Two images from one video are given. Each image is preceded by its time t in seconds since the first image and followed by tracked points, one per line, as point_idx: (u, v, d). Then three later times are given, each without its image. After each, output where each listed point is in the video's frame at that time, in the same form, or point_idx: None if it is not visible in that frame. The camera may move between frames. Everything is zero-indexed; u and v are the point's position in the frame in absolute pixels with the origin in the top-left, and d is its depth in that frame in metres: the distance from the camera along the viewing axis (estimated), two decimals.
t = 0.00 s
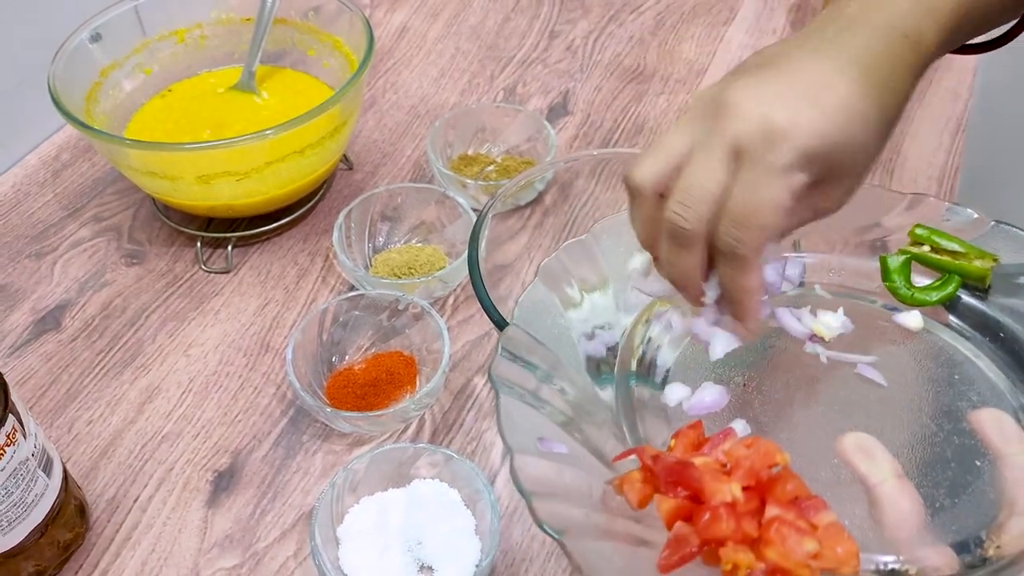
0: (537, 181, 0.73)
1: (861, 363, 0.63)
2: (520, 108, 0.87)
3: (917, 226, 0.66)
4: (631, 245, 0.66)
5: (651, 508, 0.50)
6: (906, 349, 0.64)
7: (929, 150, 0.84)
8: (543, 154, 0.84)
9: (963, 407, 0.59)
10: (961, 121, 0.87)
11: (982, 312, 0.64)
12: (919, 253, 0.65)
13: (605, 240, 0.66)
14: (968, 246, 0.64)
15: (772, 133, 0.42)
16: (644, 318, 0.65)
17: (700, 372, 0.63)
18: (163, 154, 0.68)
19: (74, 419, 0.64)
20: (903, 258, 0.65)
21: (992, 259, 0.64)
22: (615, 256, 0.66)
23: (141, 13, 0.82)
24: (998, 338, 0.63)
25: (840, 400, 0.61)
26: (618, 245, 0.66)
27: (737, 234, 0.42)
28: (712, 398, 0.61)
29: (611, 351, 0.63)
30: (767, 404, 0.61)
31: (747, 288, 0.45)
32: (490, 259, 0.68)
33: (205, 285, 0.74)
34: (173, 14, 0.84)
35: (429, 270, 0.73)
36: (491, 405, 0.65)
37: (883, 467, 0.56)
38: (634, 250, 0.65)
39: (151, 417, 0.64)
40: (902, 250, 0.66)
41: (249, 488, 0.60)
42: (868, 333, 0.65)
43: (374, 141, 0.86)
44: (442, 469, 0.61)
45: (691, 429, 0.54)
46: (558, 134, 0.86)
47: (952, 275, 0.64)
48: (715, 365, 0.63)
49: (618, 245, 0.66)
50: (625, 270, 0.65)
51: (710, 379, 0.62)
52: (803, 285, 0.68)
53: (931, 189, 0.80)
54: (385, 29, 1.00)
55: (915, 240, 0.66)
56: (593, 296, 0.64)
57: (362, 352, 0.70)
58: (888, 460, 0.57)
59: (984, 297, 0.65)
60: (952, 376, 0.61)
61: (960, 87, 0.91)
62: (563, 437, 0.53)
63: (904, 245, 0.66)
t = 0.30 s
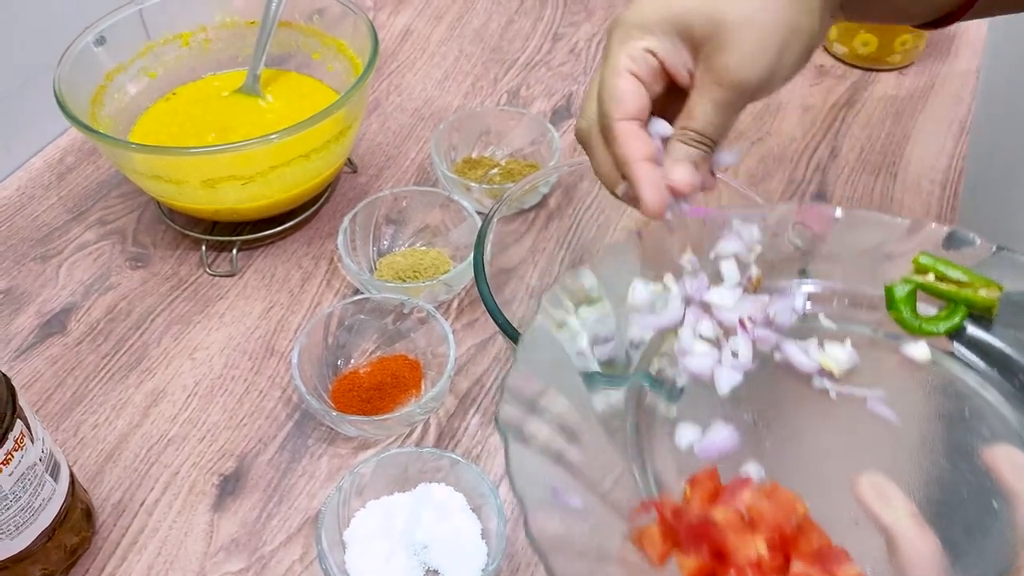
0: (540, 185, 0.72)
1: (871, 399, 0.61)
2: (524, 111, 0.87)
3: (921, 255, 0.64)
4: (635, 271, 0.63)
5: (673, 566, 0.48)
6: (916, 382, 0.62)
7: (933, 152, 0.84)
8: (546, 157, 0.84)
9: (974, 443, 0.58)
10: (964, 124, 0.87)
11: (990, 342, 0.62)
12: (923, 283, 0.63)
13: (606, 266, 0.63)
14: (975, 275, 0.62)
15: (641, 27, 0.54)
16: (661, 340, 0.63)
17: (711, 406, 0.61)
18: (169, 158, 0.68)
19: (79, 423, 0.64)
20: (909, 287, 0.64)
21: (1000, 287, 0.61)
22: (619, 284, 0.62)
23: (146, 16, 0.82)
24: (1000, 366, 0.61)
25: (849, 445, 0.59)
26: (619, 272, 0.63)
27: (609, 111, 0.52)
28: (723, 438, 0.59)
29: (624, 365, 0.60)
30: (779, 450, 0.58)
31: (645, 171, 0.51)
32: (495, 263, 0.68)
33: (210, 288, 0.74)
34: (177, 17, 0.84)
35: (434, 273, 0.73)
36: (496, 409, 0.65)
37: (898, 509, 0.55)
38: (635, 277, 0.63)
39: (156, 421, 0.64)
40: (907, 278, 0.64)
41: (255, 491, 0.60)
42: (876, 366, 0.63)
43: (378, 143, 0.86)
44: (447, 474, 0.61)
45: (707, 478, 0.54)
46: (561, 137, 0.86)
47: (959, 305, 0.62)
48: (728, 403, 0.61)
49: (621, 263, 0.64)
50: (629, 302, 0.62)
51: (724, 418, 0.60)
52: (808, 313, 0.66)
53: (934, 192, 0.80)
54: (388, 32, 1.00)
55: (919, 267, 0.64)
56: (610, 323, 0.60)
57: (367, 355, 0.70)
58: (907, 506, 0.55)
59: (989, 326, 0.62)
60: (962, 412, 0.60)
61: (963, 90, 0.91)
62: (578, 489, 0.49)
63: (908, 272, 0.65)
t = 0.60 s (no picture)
0: (542, 185, 0.72)
1: (886, 523, 0.54)
2: (525, 110, 0.87)
3: (910, 342, 0.54)
4: (611, 401, 0.52)
5: None
6: (915, 495, 0.55)
7: (935, 152, 0.84)
8: (547, 157, 0.84)
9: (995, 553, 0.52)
10: (967, 124, 0.87)
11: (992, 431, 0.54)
12: (915, 374, 0.54)
13: (575, 409, 0.51)
14: (970, 359, 0.53)
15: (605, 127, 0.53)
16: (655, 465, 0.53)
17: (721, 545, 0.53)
18: (169, 157, 0.68)
19: (79, 423, 0.64)
20: (904, 383, 0.55)
21: (997, 370, 0.53)
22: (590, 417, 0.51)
23: (146, 15, 0.82)
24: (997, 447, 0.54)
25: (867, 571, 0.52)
26: (592, 401, 0.52)
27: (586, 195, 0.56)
28: None
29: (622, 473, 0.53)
30: None
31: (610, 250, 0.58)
32: (496, 263, 0.68)
33: (210, 288, 0.74)
34: (178, 15, 0.84)
35: (434, 273, 0.73)
36: (497, 409, 0.65)
37: None
38: (608, 407, 0.52)
39: (156, 421, 0.64)
40: (897, 372, 0.55)
41: (255, 492, 0.60)
42: (879, 484, 0.55)
43: (378, 143, 0.86)
44: (448, 474, 0.61)
45: None
46: (562, 136, 0.86)
47: (958, 397, 0.54)
48: (734, 551, 0.53)
49: (591, 411, 0.51)
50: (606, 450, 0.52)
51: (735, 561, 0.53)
52: (796, 425, 0.57)
53: (936, 192, 0.80)
54: (389, 31, 0.99)
55: (904, 357, 0.54)
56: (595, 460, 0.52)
57: (367, 355, 0.70)
58: None
59: (989, 416, 0.54)
60: (982, 521, 0.53)
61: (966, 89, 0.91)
62: None
63: (897, 361, 0.55)
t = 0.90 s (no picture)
0: (540, 183, 0.71)
1: (888, 558, 0.53)
2: (522, 109, 0.87)
3: (904, 368, 0.55)
4: (598, 436, 0.53)
5: None
6: (915, 526, 0.54)
7: (933, 151, 0.83)
8: (544, 155, 0.84)
9: None
10: (965, 122, 0.87)
11: (987, 459, 0.55)
12: (910, 402, 0.55)
13: (563, 447, 0.51)
14: (965, 385, 0.54)
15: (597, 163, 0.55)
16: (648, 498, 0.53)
17: None
18: (164, 156, 0.68)
19: (74, 422, 0.64)
20: (899, 411, 0.55)
21: (994, 396, 0.53)
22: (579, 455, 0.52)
23: (143, 13, 0.82)
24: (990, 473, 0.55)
25: None
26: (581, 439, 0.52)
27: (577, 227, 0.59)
28: None
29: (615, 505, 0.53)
30: None
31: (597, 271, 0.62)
32: (492, 262, 0.68)
33: (206, 287, 0.74)
34: (174, 14, 0.84)
35: (430, 272, 0.73)
36: (493, 408, 0.65)
37: None
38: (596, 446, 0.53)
39: (151, 420, 0.64)
40: (892, 400, 0.56)
41: (250, 491, 0.60)
42: (878, 516, 0.55)
43: (375, 142, 0.86)
44: (443, 473, 0.61)
45: None
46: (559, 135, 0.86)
47: (954, 425, 0.54)
48: None
49: (579, 449, 0.52)
50: (596, 492, 0.52)
51: None
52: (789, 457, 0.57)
53: (934, 191, 0.80)
54: (386, 30, 0.99)
55: (898, 384, 0.55)
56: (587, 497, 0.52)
57: (363, 354, 0.70)
58: None
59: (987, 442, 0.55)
60: (984, 552, 0.53)
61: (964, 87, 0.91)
62: None
63: (891, 389, 0.56)
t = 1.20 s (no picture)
0: (537, 181, 0.71)
1: (880, 535, 0.53)
2: (519, 108, 0.87)
3: (904, 352, 0.54)
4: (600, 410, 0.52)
5: None
6: (910, 506, 0.54)
7: (931, 149, 0.83)
8: (542, 154, 0.84)
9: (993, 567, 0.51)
10: (963, 121, 0.86)
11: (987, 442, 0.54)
12: (909, 385, 0.54)
13: (564, 418, 0.50)
14: (964, 370, 0.53)
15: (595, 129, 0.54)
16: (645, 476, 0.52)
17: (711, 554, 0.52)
18: (161, 154, 0.68)
19: (71, 421, 0.64)
20: (898, 394, 0.55)
21: (992, 381, 0.52)
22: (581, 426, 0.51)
23: (140, 12, 0.82)
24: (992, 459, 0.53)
25: None
26: (582, 410, 0.51)
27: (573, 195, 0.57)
28: None
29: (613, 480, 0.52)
30: None
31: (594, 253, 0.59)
32: (489, 260, 0.68)
33: (203, 286, 0.73)
34: (171, 13, 0.84)
35: (428, 270, 0.73)
36: (490, 406, 0.65)
37: None
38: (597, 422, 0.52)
39: (148, 418, 0.64)
40: (891, 382, 0.55)
41: (247, 490, 0.60)
42: (872, 494, 0.54)
43: (372, 141, 0.86)
44: (440, 471, 0.60)
45: None
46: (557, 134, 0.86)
47: (952, 409, 0.54)
48: (727, 560, 0.52)
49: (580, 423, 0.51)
50: (596, 461, 0.51)
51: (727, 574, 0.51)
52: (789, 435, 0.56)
53: (932, 189, 0.80)
54: (384, 29, 0.99)
55: (898, 367, 0.54)
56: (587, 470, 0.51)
57: (360, 353, 0.70)
58: None
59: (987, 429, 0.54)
60: (978, 535, 0.52)
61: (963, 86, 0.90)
62: None
63: (891, 371, 0.55)
